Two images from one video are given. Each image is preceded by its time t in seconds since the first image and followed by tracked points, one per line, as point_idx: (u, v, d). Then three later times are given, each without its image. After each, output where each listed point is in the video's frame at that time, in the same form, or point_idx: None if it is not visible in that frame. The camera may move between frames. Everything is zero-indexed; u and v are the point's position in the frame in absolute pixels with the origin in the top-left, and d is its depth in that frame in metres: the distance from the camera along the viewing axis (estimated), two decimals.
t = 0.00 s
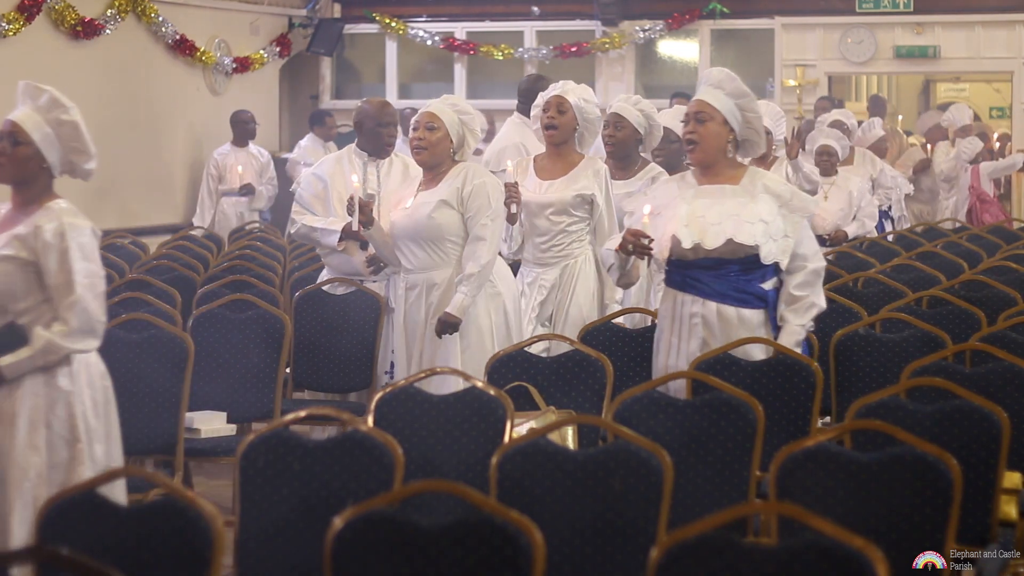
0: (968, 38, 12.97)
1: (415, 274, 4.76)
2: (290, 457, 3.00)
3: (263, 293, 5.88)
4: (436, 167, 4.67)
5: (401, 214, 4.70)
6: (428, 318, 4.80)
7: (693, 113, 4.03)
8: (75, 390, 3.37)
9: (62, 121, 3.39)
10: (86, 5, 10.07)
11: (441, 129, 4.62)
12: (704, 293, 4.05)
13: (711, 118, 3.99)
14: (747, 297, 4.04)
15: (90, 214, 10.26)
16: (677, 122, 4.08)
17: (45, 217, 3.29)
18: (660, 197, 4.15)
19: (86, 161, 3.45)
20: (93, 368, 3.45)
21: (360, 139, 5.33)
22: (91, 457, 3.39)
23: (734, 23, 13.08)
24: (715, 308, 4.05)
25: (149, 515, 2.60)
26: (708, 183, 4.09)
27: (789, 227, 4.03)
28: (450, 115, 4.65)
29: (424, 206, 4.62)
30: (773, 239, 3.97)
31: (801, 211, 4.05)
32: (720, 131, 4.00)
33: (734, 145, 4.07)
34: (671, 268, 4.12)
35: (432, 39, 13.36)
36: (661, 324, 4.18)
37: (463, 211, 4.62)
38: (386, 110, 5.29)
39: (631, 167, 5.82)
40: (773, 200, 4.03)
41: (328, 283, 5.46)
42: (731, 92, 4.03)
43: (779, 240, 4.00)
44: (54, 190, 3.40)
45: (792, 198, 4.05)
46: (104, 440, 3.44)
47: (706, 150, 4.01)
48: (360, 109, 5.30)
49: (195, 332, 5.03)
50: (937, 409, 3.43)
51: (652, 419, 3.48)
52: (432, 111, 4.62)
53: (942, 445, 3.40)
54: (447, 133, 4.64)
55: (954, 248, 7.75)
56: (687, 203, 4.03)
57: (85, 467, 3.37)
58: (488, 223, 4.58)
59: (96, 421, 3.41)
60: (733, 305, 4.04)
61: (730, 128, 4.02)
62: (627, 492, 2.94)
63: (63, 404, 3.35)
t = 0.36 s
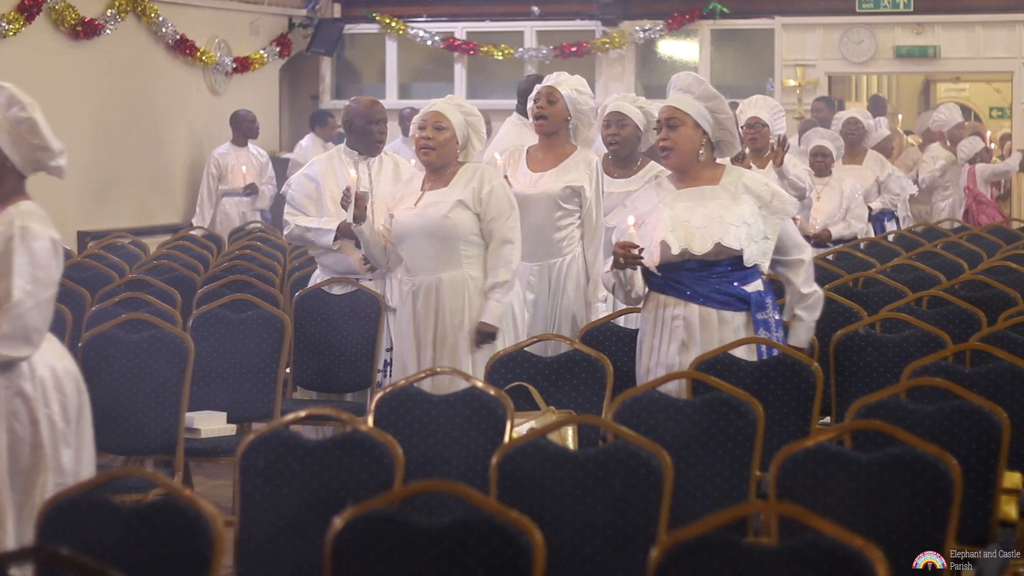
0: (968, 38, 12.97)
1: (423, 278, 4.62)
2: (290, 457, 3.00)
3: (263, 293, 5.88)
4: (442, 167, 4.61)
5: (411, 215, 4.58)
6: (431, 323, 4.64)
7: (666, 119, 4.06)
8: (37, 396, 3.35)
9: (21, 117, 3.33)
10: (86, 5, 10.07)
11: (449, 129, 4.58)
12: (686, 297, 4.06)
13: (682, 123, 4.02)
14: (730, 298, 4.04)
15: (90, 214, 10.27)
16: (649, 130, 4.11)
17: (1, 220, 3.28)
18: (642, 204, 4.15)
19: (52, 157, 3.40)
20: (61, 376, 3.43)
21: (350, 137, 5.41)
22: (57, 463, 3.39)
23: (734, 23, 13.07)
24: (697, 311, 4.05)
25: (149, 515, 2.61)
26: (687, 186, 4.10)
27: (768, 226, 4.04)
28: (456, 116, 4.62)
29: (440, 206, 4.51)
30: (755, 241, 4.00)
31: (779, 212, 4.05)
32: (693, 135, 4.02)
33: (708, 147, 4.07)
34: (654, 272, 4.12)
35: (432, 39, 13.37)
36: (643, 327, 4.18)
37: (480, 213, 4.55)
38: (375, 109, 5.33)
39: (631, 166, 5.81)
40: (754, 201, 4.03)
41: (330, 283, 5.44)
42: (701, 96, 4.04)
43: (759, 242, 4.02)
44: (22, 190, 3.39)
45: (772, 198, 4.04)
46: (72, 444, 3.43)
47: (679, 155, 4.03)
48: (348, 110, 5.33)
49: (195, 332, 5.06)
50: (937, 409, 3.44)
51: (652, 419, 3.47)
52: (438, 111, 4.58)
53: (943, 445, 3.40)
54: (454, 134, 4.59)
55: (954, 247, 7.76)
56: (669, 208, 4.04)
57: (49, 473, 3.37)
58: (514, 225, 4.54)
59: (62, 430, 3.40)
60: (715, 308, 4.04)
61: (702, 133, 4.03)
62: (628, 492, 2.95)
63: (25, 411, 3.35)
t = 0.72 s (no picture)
0: (968, 38, 12.97)
1: (443, 282, 4.53)
2: (289, 458, 3.00)
3: (263, 293, 5.88)
4: (460, 172, 4.51)
5: (437, 218, 4.46)
6: (441, 320, 4.57)
7: (665, 117, 4.03)
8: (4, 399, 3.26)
9: None
10: (86, 5, 10.07)
11: (470, 133, 4.49)
12: (698, 294, 4.04)
13: (683, 120, 4.00)
14: (741, 296, 4.05)
15: (90, 214, 10.27)
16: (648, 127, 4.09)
17: None
18: (643, 204, 4.12)
19: (15, 155, 3.30)
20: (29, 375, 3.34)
21: (346, 136, 5.48)
22: (28, 464, 3.31)
23: (734, 23, 13.07)
24: (709, 309, 4.05)
25: (149, 514, 2.60)
26: (687, 184, 4.09)
27: (769, 221, 4.06)
28: (478, 119, 4.52)
29: (472, 212, 4.45)
30: (759, 236, 4.01)
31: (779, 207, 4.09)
32: (693, 132, 4.00)
33: (707, 145, 4.07)
34: (663, 271, 4.09)
35: (432, 39, 13.36)
36: (650, 327, 4.15)
37: (505, 224, 4.52)
38: (371, 108, 5.41)
39: (623, 166, 5.77)
40: (756, 196, 4.05)
41: (329, 284, 5.43)
42: (700, 93, 4.03)
43: (763, 238, 4.03)
44: None
45: (773, 193, 4.08)
46: (42, 445, 3.36)
47: (680, 152, 4.01)
48: (346, 107, 5.39)
49: (195, 331, 5.07)
50: (938, 409, 3.43)
51: (652, 418, 3.46)
52: (460, 115, 4.49)
53: (943, 445, 3.41)
54: (476, 137, 4.50)
55: (954, 247, 7.76)
56: (673, 206, 4.02)
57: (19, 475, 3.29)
58: (540, 237, 4.56)
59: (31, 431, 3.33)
60: (725, 305, 4.04)
61: (702, 130, 4.02)
62: (628, 492, 2.95)
63: None
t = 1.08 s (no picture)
0: (968, 38, 12.97)
1: (453, 278, 4.44)
2: (289, 457, 3.00)
3: (263, 293, 5.88)
4: (472, 166, 4.41)
5: (456, 214, 4.36)
6: (445, 318, 4.48)
7: (678, 117, 4.03)
8: None
9: None
10: (86, 5, 10.07)
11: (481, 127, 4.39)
12: (707, 299, 4.02)
13: (697, 120, 4.00)
14: (750, 300, 4.03)
15: (91, 214, 10.27)
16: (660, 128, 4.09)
17: None
18: (650, 207, 4.08)
19: None
20: None
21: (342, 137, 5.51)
22: None
23: (734, 23, 13.06)
24: (719, 314, 4.03)
25: (149, 514, 2.60)
26: (696, 187, 4.07)
27: (779, 224, 4.06)
28: (489, 112, 4.42)
29: (490, 211, 4.36)
30: (769, 239, 4.02)
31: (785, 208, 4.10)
32: (707, 132, 4.01)
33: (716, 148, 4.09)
34: (674, 276, 4.03)
35: (432, 39, 13.36)
36: (659, 332, 4.13)
37: (519, 224, 4.46)
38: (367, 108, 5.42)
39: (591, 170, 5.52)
40: (763, 198, 4.05)
41: (328, 283, 5.43)
42: (711, 93, 4.06)
43: (771, 240, 4.03)
44: None
45: (779, 195, 4.08)
46: None
47: (694, 152, 4.01)
48: (342, 108, 5.42)
49: (195, 334, 5.06)
50: (937, 409, 3.43)
51: (652, 418, 3.46)
52: (469, 108, 4.39)
53: (942, 445, 3.41)
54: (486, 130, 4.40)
55: (954, 247, 7.76)
56: (683, 212, 3.98)
57: None
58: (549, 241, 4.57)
59: None
60: (736, 310, 4.03)
61: (714, 131, 4.04)
62: (628, 491, 2.95)
63: None
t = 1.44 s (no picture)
0: (968, 38, 12.97)
1: (449, 286, 4.44)
2: (289, 457, 3.00)
3: (263, 293, 5.88)
4: (466, 175, 4.40)
5: (451, 223, 4.36)
6: (442, 327, 4.46)
7: (721, 113, 4.04)
8: None
9: None
10: (86, 5, 10.07)
11: (477, 135, 4.37)
12: (723, 298, 4.08)
13: (739, 118, 4.02)
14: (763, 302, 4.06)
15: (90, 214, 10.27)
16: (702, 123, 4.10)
17: None
18: (681, 201, 4.16)
19: None
20: None
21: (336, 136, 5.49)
22: None
23: (734, 23, 13.07)
24: (731, 313, 4.07)
25: (149, 514, 2.60)
26: (729, 185, 4.10)
27: (809, 229, 4.06)
28: (484, 119, 4.41)
29: (483, 220, 4.37)
30: (794, 242, 4.01)
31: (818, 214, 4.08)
32: (747, 131, 4.03)
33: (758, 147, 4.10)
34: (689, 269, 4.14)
35: (432, 39, 13.35)
36: (679, 326, 4.20)
37: (512, 232, 4.49)
38: (363, 109, 5.40)
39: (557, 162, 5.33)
40: (794, 202, 4.05)
41: (329, 284, 5.44)
42: (757, 93, 4.06)
43: (799, 244, 4.02)
44: None
45: (812, 201, 4.07)
46: None
47: (733, 150, 4.03)
48: (339, 107, 5.39)
49: (195, 335, 5.05)
50: (937, 409, 3.43)
51: (652, 418, 3.46)
52: (466, 115, 4.37)
53: (943, 445, 3.41)
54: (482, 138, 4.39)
55: (954, 248, 7.76)
56: (706, 207, 4.04)
57: None
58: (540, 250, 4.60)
59: None
60: (748, 309, 4.06)
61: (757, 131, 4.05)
62: (627, 491, 2.95)
63: None
